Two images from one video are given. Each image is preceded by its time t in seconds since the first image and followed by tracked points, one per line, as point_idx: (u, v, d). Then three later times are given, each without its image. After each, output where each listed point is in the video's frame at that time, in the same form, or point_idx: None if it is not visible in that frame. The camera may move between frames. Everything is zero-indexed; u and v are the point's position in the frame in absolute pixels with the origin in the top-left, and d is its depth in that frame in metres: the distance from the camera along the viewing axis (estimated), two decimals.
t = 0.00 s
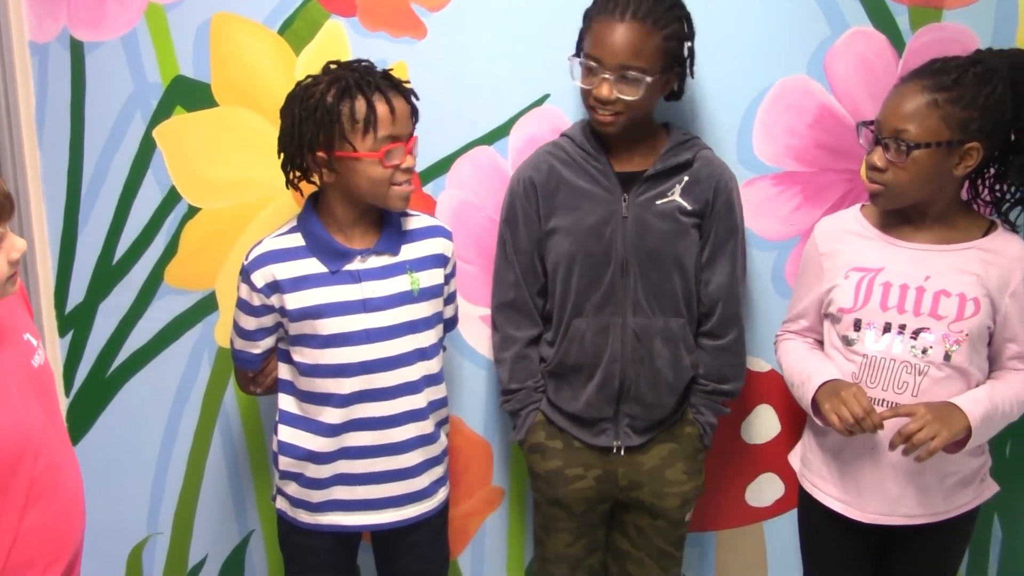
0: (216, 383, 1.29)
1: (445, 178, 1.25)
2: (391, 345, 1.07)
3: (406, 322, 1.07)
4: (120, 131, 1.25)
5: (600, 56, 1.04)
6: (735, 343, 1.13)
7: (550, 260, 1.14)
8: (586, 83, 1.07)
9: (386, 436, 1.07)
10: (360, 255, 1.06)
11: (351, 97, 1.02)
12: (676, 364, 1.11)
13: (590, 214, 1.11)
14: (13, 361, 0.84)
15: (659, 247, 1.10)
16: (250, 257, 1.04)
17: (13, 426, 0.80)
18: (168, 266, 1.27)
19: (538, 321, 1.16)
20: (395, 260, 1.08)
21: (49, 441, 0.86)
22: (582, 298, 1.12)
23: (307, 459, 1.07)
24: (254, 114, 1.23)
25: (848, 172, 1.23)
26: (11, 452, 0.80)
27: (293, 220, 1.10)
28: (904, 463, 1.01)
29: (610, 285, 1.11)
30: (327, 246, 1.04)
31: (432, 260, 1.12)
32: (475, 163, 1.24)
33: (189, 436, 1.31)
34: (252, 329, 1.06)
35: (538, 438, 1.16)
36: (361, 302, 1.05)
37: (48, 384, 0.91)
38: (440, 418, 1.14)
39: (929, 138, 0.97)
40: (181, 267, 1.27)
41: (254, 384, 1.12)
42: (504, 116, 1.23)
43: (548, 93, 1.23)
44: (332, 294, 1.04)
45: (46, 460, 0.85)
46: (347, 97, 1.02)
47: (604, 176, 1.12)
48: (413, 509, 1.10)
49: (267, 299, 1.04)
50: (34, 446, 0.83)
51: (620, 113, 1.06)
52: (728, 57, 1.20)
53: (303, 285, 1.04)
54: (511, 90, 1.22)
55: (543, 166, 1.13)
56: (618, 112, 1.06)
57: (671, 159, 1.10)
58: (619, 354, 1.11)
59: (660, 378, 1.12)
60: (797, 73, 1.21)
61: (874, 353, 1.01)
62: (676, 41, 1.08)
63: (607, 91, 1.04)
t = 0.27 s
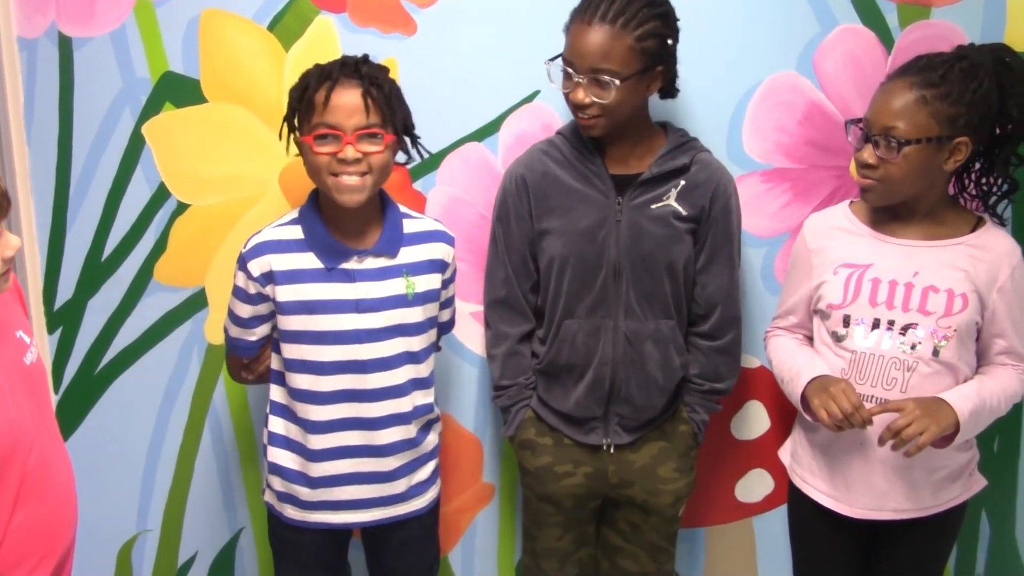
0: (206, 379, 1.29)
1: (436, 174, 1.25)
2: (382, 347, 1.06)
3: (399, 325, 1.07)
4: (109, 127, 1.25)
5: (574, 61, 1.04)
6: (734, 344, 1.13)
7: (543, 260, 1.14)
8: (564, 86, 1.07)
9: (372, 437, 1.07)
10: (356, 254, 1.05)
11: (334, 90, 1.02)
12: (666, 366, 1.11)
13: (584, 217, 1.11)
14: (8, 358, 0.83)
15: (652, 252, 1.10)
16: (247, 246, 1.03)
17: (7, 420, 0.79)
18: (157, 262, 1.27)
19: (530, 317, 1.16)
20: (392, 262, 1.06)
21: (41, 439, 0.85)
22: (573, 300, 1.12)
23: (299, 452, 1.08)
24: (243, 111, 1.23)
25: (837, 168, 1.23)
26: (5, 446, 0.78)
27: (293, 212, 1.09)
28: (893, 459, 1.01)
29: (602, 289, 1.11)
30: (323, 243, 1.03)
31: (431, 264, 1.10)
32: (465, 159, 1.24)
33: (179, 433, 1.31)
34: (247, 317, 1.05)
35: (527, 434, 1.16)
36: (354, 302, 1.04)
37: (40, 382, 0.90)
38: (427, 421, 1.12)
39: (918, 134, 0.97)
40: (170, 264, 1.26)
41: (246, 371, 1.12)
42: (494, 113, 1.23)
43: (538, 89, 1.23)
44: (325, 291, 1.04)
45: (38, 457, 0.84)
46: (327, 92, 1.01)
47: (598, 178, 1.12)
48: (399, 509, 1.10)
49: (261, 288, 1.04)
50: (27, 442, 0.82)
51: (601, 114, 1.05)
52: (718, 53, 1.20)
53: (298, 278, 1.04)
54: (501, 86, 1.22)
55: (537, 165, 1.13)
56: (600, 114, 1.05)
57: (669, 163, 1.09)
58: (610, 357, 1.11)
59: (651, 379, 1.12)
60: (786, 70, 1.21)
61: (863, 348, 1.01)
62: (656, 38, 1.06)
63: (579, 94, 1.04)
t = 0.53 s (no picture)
0: (198, 377, 1.28)
1: (427, 171, 1.25)
2: (371, 346, 1.06)
3: (388, 324, 1.06)
4: (99, 125, 1.24)
5: (570, 60, 1.04)
6: (720, 343, 1.13)
7: (533, 257, 1.14)
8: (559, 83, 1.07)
9: (361, 435, 1.07)
10: (346, 252, 1.05)
11: (326, 87, 1.02)
12: (658, 366, 1.11)
13: (575, 213, 1.11)
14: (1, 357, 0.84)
15: (643, 250, 1.10)
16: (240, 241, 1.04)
17: None
18: (149, 260, 1.26)
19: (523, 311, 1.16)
20: (384, 261, 1.06)
21: (29, 437, 0.84)
22: (564, 296, 1.13)
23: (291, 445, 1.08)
24: (234, 109, 1.22)
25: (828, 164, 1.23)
26: None
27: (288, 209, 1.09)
28: (883, 454, 1.02)
29: (592, 286, 1.12)
30: (314, 239, 1.03)
31: (423, 265, 1.09)
32: (457, 156, 1.24)
33: (172, 431, 1.31)
34: (242, 311, 1.06)
35: (521, 433, 1.16)
36: (342, 300, 1.04)
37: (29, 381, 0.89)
38: (421, 419, 1.12)
39: (914, 126, 0.98)
40: (161, 262, 1.26)
41: (246, 362, 1.12)
42: (485, 109, 1.23)
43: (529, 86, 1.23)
44: (315, 288, 1.04)
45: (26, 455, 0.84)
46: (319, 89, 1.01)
47: (591, 173, 1.11)
48: (389, 505, 1.10)
49: (256, 283, 1.04)
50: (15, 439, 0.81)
51: (600, 111, 1.05)
52: (709, 49, 1.20)
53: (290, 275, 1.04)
54: (492, 83, 1.22)
55: (531, 158, 1.13)
56: (599, 111, 1.05)
57: (662, 158, 1.09)
58: (600, 354, 1.12)
59: (641, 378, 1.12)
60: (777, 65, 1.21)
61: (853, 343, 1.01)
62: (650, 32, 1.06)
63: (577, 92, 1.04)
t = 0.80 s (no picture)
0: (191, 374, 1.28)
1: (421, 167, 1.25)
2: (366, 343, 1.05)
3: (384, 321, 1.06)
4: (91, 121, 1.24)
5: (561, 46, 1.04)
6: (717, 341, 1.13)
7: (524, 249, 1.13)
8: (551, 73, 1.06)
9: (356, 432, 1.06)
10: (340, 250, 1.04)
11: (326, 77, 1.02)
12: (650, 360, 1.11)
13: (565, 203, 1.11)
14: None
15: (634, 239, 1.10)
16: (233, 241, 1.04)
17: None
18: (142, 256, 1.26)
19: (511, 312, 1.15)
20: (378, 258, 1.06)
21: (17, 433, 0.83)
22: (555, 287, 1.12)
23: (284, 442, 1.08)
24: (227, 105, 1.22)
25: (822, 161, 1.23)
26: None
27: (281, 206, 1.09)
28: (875, 450, 1.02)
29: (583, 277, 1.11)
30: (307, 237, 1.03)
31: (417, 262, 1.09)
32: (451, 153, 1.24)
33: (165, 428, 1.31)
34: (237, 311, 1.05)
35: (507, 434, 1.16)
36: (337, 298, 1.04)
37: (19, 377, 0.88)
38: (417, 416, 1.12)
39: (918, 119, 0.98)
40: (154, 258, 1.26)
41: (240, 360, 1.11)
42: (479, 106, 1.23)
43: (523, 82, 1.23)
44: (310, 287, 1.04)
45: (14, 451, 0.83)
46: (319, 79, 1.01)
47: (581, 166, 1.12)
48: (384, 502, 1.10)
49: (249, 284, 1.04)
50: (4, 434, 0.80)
51: (592, 99, 1.05)
52: (702, 45, 1.20)
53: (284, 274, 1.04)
54: (486, 80, 1.22)
55: (520, 155, 1.14)
56: (590, 99, 1.05)
57: (652, 150, 1.10)
58: (591, 345, 1.12)
59: (633, 374, 1.12)
60: (771, 62, 1.21)
61: (846, 339, 1.02)
62: (640, 20, 1.07)
63: (570, 78, 1.04)
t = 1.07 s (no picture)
0: (187, 370, 1.28)
1: (417, 163, 1.25)
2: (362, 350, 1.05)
3: (379, 330, 1.06)
4: (87, 116, 1.23)
5: (570, 29, 1.05)
6: (706, 332, 1.13)
7: (516, 242, 1.13)
8: (559, 60, 1.07)
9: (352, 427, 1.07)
10: (339, 262, 1.03)
11: (354, 116, 0.96)
12: (642, 349, 1.11)
13: (556, 194, 1.11)
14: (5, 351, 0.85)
15: (626, 229, 1.10)
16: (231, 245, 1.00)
17: None
18: (137, 252, 1.26)
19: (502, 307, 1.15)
20: (374, 267, 1.05)
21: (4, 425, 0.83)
22: (548, 279, 1.12)
23: (278, 435, 1.08)
24: (222, 101, 1.22)
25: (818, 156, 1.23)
26: None
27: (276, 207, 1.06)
28: (872, 443, 1.02)
29: (575, 267, 1.11)
30: (307, 248, 1.01)
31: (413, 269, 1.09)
32: (448, 149, 1.24)
33: (162, 423, 1.30)
34: (230, 311, 1.03)
35: (500, 429, 1.15)
36: (333, 307, 1.03)
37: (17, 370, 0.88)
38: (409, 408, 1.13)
39: (920, 113, 0.98)
40: (149, 254, 1.26)
41: (225, 353, 1.12)
42: (476, 101, 1.23)
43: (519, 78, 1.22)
44: (306, 294, 1.03)
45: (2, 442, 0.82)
46: (336, 113, 0.96)
47: (572, 158, 1.11)
48: (377, 490, 1.09)
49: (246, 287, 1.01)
50: None
51: (598, 83, 1.07)
52: (698, 41, 1.20)
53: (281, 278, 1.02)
54: (482, 75, 1.22)
55: (509, 149, 1.14)
56: (596, 83, 1.07)
57: (641, 142, 1.11)
58: (584, 337, 1.12)
59: (626, 364, 1.12)
60: (767, 58, 1.21)
61: (845, 332, 1.01)
62: (639, 8, 1.09)
63: (582, 61, 1.05)
